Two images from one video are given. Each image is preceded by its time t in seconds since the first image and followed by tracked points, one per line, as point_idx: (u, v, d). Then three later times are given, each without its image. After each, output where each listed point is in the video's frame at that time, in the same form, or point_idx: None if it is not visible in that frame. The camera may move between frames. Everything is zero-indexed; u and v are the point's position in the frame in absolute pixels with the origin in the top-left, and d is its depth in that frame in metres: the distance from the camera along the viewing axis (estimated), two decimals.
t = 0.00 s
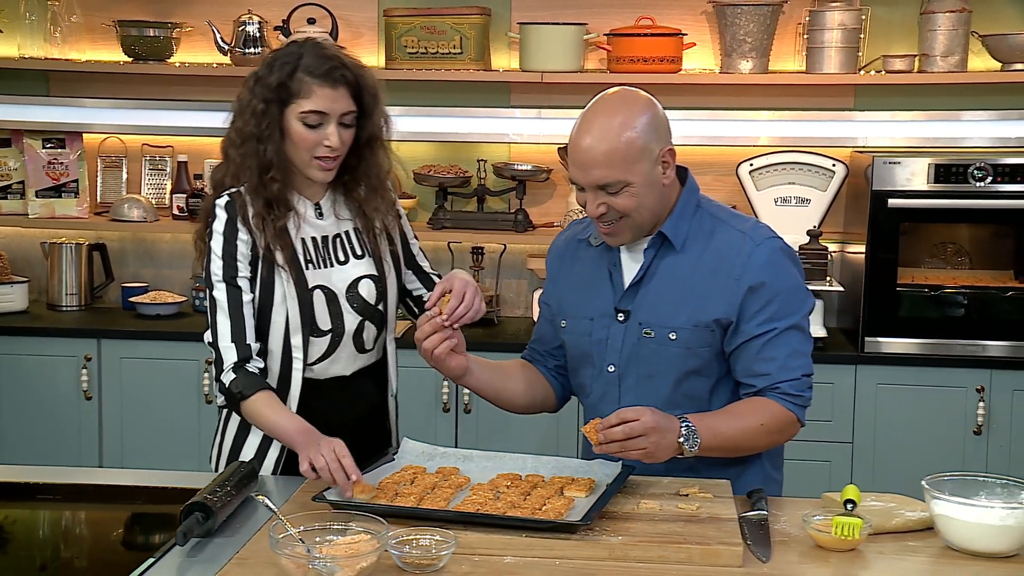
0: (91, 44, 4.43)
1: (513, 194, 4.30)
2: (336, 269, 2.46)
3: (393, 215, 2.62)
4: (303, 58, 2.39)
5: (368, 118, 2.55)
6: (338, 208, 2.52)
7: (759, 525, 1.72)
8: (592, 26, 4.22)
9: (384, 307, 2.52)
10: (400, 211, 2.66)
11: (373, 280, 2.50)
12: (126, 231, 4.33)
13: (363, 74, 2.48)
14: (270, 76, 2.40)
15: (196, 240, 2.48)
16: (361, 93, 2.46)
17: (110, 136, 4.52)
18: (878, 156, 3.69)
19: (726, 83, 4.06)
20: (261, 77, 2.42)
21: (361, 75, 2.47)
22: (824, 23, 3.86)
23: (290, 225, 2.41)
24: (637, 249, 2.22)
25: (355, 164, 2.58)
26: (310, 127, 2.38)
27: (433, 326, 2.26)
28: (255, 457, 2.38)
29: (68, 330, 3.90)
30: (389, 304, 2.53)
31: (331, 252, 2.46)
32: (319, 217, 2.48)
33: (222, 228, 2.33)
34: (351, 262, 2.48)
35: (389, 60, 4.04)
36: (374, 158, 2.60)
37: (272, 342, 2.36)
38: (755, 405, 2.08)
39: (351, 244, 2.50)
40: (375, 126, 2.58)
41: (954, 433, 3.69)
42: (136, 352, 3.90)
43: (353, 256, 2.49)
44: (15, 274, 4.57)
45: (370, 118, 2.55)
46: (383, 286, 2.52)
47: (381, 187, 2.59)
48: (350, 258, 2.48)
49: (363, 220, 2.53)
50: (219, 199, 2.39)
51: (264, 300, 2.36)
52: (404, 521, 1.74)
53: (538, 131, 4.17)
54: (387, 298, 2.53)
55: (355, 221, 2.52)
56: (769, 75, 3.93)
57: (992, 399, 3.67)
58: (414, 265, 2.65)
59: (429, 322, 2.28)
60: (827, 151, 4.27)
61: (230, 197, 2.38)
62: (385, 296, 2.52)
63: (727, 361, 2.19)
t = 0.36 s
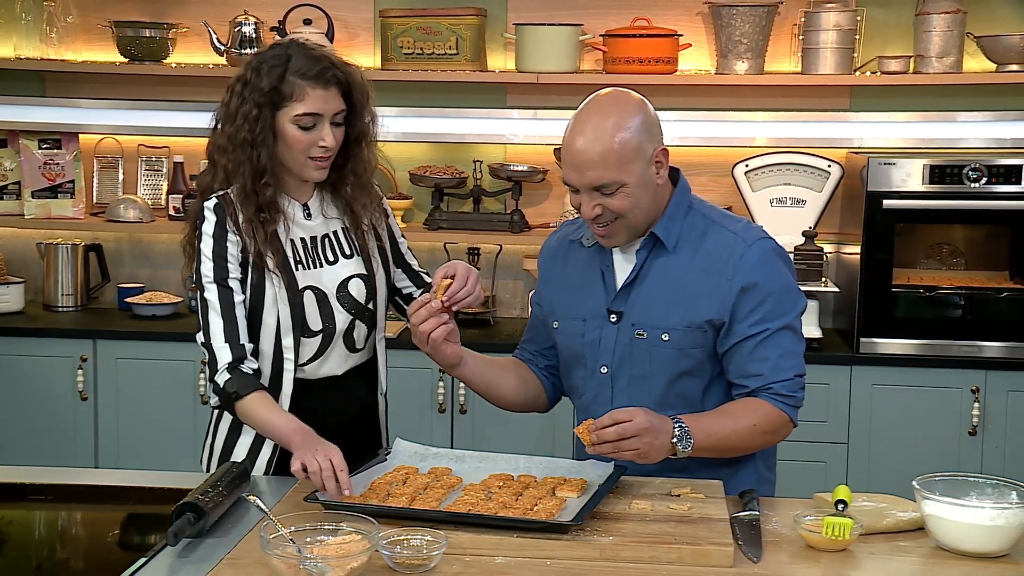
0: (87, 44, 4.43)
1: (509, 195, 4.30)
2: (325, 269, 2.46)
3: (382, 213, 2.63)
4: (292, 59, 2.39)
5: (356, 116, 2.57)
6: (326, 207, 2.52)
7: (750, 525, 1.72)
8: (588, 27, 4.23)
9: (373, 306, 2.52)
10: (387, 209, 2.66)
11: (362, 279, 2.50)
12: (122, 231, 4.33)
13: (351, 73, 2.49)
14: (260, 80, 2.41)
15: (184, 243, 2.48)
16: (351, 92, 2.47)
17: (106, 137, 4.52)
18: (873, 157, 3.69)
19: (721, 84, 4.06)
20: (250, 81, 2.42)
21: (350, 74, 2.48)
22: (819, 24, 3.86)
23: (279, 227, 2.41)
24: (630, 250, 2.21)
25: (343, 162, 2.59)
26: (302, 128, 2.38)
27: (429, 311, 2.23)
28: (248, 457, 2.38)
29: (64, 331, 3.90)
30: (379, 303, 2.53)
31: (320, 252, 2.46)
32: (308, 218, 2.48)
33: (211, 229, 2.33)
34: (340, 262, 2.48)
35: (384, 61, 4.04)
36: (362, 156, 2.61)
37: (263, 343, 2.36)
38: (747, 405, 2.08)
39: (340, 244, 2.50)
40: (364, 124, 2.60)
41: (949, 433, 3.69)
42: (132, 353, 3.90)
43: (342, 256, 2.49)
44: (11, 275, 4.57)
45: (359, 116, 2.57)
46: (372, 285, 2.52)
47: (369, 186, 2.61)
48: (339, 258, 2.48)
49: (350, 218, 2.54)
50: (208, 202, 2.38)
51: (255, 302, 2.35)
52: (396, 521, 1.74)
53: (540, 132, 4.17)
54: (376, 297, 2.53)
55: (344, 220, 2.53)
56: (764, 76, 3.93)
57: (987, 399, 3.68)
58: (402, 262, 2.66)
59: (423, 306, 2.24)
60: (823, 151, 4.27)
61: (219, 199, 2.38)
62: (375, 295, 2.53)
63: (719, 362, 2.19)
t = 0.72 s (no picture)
0: (84, 45, 4.44)
1: (505, 195, 4.30)
2: (325, 270, 2.46)
3: (379, 212, 2.65)
4: (293, 60, 2.41)
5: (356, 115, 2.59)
6: (326, 207, 2.52)
7: (744, 525, 1.72)
8: (585, 27, 4.23)
9: (371, 306, 2.53)
10: (384, 210, 2.68)
11: (361, 280, 2.51)
12: (119, 232, 4.33)
13: (352, 73, 2.51)
14: (261, 80, 2.41)
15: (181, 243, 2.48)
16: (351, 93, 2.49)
17: (103, 137, 4.52)
18: (870, 157, 3.70)
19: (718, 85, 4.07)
20: (252, 82, 2.43)
21: (351, 75, 2.50)
22: (815, 24, 3.86)
23: (277, 227, 2.41)
24: (629, 252, 2.21)
25: (344, 162, 2.61)
26: (305, 129, 2.40)
27: (428, 307, 2.20)
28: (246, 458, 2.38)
29: (61, 331, 3.90)
30: (376, 305, 2.55)
31: (318, 252, 2.47)
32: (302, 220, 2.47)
33: (206, 229, 2.33)
34: (339, 263, 2.49)
35: (381, 61, 4.04)
36: (361, 154, 2.64)
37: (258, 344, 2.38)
38: (742, 408, 2.08)
39: (338, 244, 2.50)
40: (364, 123, 2.63)
41: (945, 434, 3.69)
42: (129, 353, 3.90)
43: (340, 256, 2.50)
44: (8, 275, 4.57)
45: (359, 115, 2.60)
46: (369, 287, 2.53)
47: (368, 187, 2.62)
48: (337, 258, 2.49)
49: (348, 218, 2.55)
50: (204, 201, 2.37)
51: (251, 302, 2.36)
52: (390, 521, 1.74)
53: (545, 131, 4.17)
54: (374, 299, 2.54)
55: (343, 220, 2.53)
56: (761, 76, 3.93)
57: (983, 399, 3.68)
58: (398, 267, 2.67)
59: (422, 302, 2.20)
60: (820, 152, 4.27)
61: (217, 199, 2.37)
62: (372, 296, 2.54)
63: (716, 364, 2.19)
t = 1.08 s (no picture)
0: (82, 44, 4.43)
1: (504, 195, 4.30)
2: (330, 274, 2.46)
3: (386, 219, 2.64)
4: (304, 64, 2.39)
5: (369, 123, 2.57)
6: (334, 211, 2.51)
7: (742, 525, 1.72)
8: (583, 27, 4.23)
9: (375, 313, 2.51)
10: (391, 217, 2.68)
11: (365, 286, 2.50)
12: (118, 232, 4.33)
13: (364, 78, 2.49)
14: (272, 83, 2.40)
15: (188, 241, 2.49)
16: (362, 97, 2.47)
17: (101, 137, 4.52)
18: (867, 158, 3.70)
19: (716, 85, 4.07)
20: (263, 84, 2.42)
21: (363, 79, 2.48)
22: (813, 24, 3.87)
23: (284, 230, 2.40)
24: (629, 254, 2.21)
25: (355, 167, 2.61)
26: (314, 133, 2.38)
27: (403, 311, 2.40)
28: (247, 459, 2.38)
29: (59, 331, 3.90)
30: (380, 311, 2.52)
31: (324, 256, 2.46)
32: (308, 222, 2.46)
33: (214, 230, 2.34)
34: (344, 268, 2.48)
35: (379, 61, 4.04)
36: (373, 162, 2.63)
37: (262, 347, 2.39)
38: (737, 410, 2.08)
39: (345, 248, 2.50)
40: (376, 130, 2.60)
41: (943, 433, 3.70)
42: (127, 353, 3.89)
43: (346, 261, 2.49)
44: (5, 275, 4.57)
45: (371, 122, 2.58)
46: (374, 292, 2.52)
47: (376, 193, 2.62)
48: (343, 262, 2.48)
49: (357, 224, 2.55)
50: (215, 201, 2.39)
51: (255, 305, 2.36)
52: (388, 521, 1.74)
53: (545, 131, 4.17)
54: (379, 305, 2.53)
55: (350, 224, 2.53)
56: (759, 76, 3.94)
57: (981, 399, 3.68)
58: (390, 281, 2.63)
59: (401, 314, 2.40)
60: (818, 152, 4.28)
61: (226, 196, 2.39)
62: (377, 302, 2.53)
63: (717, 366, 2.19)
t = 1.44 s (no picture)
0: (81, 44, 4.43)
1: (503, 195, 4.30)
2: (338, 280, 2.47)
3: (401, 228, 2.63)
4: (327, 72, 2.38)
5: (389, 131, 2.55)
6: (347, 218, 2.52)
7: (743, 524, 1.72)
8: (582, 27, 4.23)
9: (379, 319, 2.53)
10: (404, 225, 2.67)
11: (372, 292, 2.52)
12: (117, 231, 4.33)
13: (386, 87, 2.48)
14: (294, 90, 2.39)
15: (197, 238, 2.48)
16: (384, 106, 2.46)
17: (100, 137, 4.52)
18: (867, 157, 3.70)
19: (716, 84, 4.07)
20: (285, 90, 2.41)
21: (385, 88, 2.47)
22: (813, 23, 3.87)
23: (300, 238, 2.41)
24: (637, 256, 2.22)
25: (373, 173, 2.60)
26: (335, 142, 2.38)
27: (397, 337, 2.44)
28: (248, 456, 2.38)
29: (58, 331, 3.89)
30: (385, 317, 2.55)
31: (334, 262, 2.47)
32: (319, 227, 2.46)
33: (227, 230, 2.34)
34: (353, 274, 2.50)
35: (379, 60, 4.04)
36: (394, 172, 2.60)
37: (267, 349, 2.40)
38: (734, 415, 2.08)
39: (356, 255, 2.51)
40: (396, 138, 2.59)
41: (943, 433, 3.70)
42: (126, 353, 3.89)
43: (355, 267, 2.50)
44: (4, 275, 4.57)
45: (394, 131, 2.55)
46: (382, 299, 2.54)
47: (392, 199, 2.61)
48: (352, 269, 2.50)
49: (369, 232, 2.54)
50: (229, 200, 2.39)
51: (262, 311, 2.38)
52: (389, 521, 1.73)
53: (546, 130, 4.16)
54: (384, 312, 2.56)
55: (363, 231, 2.53)
56: (759, 76, 3.93)
57: (981, 399, 3.68)
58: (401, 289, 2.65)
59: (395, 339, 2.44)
60: (818, 151, 4.28)
61: (241, 197, 2.38)
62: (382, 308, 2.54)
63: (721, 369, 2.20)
